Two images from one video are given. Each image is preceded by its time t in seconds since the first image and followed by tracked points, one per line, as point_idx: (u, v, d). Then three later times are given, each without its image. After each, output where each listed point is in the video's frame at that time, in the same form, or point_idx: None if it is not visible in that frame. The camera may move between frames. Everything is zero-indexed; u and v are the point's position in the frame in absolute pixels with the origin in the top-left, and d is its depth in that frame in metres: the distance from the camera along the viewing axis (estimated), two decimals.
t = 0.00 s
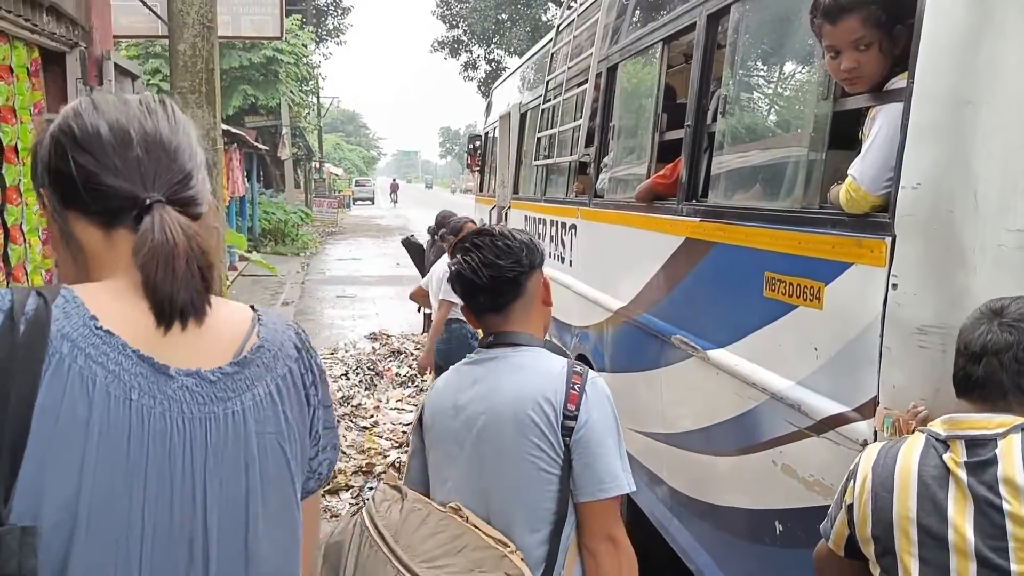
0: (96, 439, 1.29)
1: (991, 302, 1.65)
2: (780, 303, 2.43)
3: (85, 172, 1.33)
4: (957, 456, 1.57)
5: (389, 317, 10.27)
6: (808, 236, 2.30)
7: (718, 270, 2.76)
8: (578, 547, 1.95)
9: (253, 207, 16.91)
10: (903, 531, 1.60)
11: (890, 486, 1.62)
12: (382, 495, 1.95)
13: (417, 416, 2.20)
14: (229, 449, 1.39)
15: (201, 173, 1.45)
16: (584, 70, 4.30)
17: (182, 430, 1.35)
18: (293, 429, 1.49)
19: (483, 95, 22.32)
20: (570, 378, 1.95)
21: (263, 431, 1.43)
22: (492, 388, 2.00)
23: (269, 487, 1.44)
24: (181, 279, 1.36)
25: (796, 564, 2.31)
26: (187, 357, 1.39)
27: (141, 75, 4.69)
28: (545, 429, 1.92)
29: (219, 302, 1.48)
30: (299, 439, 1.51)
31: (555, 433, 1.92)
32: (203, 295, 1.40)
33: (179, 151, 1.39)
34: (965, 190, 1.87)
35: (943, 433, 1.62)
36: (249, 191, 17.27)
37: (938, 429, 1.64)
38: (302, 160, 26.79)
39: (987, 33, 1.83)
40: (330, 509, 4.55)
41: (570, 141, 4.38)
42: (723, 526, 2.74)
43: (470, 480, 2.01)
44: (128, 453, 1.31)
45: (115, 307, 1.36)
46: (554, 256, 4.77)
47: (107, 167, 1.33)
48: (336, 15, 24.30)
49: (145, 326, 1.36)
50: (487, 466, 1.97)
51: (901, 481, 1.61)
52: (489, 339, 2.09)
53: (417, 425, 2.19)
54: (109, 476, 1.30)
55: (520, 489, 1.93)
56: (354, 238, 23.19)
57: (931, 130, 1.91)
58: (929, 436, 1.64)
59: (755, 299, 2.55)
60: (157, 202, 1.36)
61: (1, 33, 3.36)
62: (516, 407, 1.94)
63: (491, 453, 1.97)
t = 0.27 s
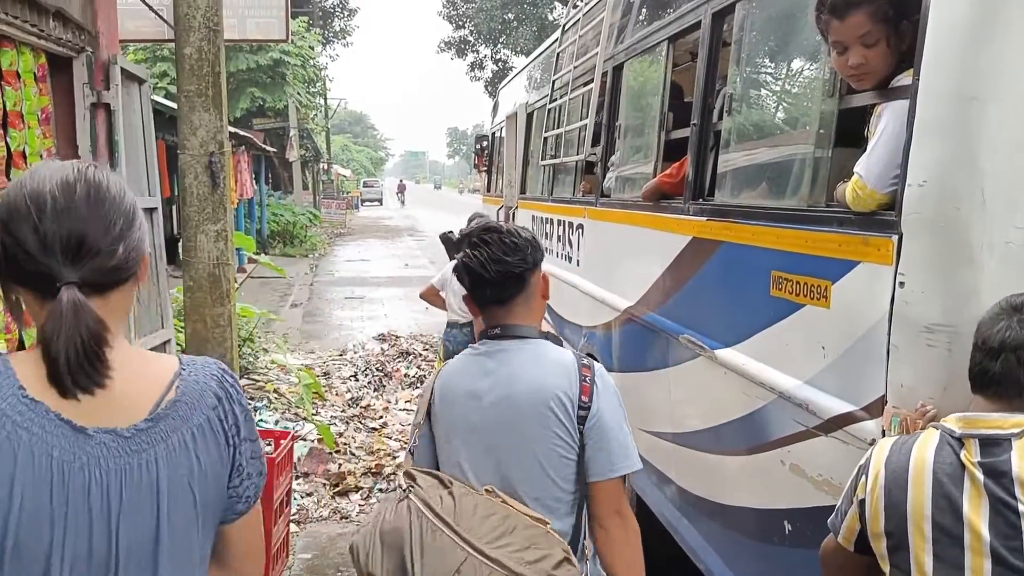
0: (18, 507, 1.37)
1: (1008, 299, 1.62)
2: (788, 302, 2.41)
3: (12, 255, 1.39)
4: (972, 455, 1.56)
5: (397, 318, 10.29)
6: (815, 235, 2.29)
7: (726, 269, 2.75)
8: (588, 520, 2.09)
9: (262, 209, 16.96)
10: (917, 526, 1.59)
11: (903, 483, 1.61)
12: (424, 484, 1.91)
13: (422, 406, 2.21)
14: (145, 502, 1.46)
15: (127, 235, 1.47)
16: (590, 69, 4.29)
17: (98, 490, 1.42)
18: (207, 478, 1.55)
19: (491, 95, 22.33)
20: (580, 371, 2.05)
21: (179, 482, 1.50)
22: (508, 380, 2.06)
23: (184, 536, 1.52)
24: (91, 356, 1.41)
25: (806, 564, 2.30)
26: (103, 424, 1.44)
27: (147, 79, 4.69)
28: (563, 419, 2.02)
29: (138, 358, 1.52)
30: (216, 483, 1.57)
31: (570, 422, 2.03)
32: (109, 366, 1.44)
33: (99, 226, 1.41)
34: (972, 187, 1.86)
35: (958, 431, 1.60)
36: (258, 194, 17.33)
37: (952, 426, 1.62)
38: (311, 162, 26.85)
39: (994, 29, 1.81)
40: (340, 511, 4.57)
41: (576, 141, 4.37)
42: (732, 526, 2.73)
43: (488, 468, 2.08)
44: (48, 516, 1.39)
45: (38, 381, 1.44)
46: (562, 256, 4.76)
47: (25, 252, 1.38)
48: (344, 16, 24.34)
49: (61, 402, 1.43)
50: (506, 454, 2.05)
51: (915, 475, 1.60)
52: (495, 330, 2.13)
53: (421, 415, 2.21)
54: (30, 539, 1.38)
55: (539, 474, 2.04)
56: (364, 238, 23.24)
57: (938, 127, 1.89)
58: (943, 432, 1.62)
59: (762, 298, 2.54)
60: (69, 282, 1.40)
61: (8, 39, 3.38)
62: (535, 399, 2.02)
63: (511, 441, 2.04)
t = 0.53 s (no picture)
0: (39, 433, 1.68)
1: None
2: (801, 302, 2.40)
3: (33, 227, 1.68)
4: (995, 459, 1.54)
5: (409, 318, 10.30)
6: (829, 236, 2.27)
7: (738, 269, 2.74)
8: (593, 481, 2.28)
9: (275, 208, 17.03)
10: (939, 528, 1.57)
11: (924, 485, 1.59)
12: (470, 460, 2.06)
13: (437, 389, 2.27)
14: (142, 436, 1.74)
15: (130, 212, 1.74)
16: (602, 69, 4.28)
17: (103, 422, 1.71)
18: (199, 422, 1.80)
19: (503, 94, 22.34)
20: (587, 349, 2.22)
21: (172, 422, 1.76)
22: (527, 358, 2.19)
23: (177, 470, 1.77)
24: (95, 312, 1.69)
25: (819, 565, 2.29)
26: (104, 366, 1.73)
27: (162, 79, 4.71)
28: (580, 392, 2.18)
29: (138, 319, 1.80)
30: (206, 428, 1.82)
31: (583, 396, 2.19)
32: (109, 320, 1.73)
33: (104, 204, 1.69)
34: (988, 187, 1.84)
35: (981, 433, 1.58)
36: (270, 193, 17.39)
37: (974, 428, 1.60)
38: (324, 161, 26.94)
39: (1012, 26, 1.80)
40: (352, 509, 4.58)
41: (589, 140, 4.36)
42: (745, 527, 2.72)
43: (510, 442, 2.19)
44: (62, 443, 1.69)
45: (53, 332, 1.74)
46: (574, 256, 4.76)
47: (45, 225, 1.67)
48: (356, 16, 24.40)
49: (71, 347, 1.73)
50: (529, 427, 2.18)
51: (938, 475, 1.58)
52: (501, 312, 2.25)
53: (437, 398, 2.27)
54: (48, 461, 1.68)
55: (558, 444, 2.18)
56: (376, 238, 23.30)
57: (955, 124, 1.88)
58: (965, 434, 1.60)
59: (775, 299, 2.53)
60: (79, 251, 1.68)
61: (24, 39, 3.41)
62: (553, 374, 2.17)
63: (536, 414, 2.18)
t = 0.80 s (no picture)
0: (92, 414, 1.89)
1: None
2: (811, 298, 2.39)
3: (96, 234, 1.93)
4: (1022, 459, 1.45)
5: (418, 314, 10.32)
6: (839, 232, 2.26)
7: (748, 265, 2.72)
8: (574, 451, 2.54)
9: (283, 206, 17.06)
10: (963, 527, 1.47)
11: (947, 482, 1.49)
12: (463, 455, 2.24)
13: (423, 391, 2.42)
14: (183, 420, 1.95)
15: (177, 224, 2.00)
16: (610, 64, 4.26)
17: (148, 406, 1.93)
18: (228, 409, 2.02)
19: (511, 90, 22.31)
20: (558, 337, 2.46)
21: (207, 408, 1.97)
22: (510, 350, 2.39)
23: (209, 451, 2.00)
24: (150, 308, 1.93)
25: (831, 563, 2.28)
26: (154, 357, 1.95)
27: (170, 76, 4.70)
28: (560, 376, 2.42)
29: (178, 317, 2.02)
30: (234, 414, 2.04)
31: (561, 377, 2.43)
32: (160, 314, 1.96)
33: (157, 219, 1.95)
34: (1000, 182, 1.82)
35: (1004, 430, 1.51)
36: (279, 190, 17.44)
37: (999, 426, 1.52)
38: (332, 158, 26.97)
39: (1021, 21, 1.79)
40: (361, 507, 4.59)
41: (597, 137, 4.35)
42: (755, 525, 2.71)
43: (501, 430, 2.39)
44: (113, 424, 1.90)
45: (112, 325, 1.95)
46: (582, 253, 4.75)
47: (106, 234, 1.92)
48: (363, 12, 24.41)
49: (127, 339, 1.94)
50: (519, 414, 2.38)
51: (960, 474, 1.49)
52: (473, 313, 2.44)
53: (425, 399, 2.41)
54: (101, 440, 1.90)
55: (545, 422, 2.39)
56: (384, 235, 23.33)
57: (965, 121, 1.87)
58: (988, 432, 1.51)
59: (785, 295, 2.52)
60: (136, 254, 1.92)
61: (32, 38, 3.42)
62: (536, 363, 2.38)
63: (524, 401, 2.38)
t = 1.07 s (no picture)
0: (137, 356, 2.11)
1: None
2: (825, 296, 2.38)
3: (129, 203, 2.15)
4: None
5: (430, 310, 10.35)
6: (855, 230, 2.25)
7: (761, 262, 2.72)
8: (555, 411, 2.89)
9: (295, 202, 17.11)
10: (991, 527, 1.42)
11: (975, 482, 1.45)
12: (447, 418, 2.50)
13: (414, 361, 2.69)
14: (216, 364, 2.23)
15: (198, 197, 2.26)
16: (623, 61, 4.26)
17: (183, 351, 2.18)
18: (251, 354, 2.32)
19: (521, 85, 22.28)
20: (536, 308, 2.77)
21: (236, 353, 2.27)
22: (494, 321, 2.68)
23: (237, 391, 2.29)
24: (186, 266, 2.19)
25: (846, 561, 2.28)
26: (189, 307, 2.22)
27: (184, 73, 4.70)
28: (540, 344, 2.73)
29: (203, 279, 2.29)
30: (254, 359, 2.34)
31: (541, 345, 2.74)
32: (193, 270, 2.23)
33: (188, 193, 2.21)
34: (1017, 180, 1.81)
35: None
36: (290, 186, 17.50)
37: None
38: (342, 154, 27.01)
39: None
40: (374, 502, 4.61)
41: (609, 133, 4.35)
42: (769, 522, 2.71)
43: (486, 393, 2.67)
44: (154, 366, 2.14)
45: (150, 279, 2.19)
46: (594, 249, 4.76)
47: (140, 204, 2.15)
48: (374, 8, 24.44)
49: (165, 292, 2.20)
50: (503, 378, 2.68)
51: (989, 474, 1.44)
52: (459, 290, 2.71)
53: (417, 368, 2.69)
54: (144, 381, 2.12)
55: (529, 383, 2.70)
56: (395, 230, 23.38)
57: (982, 119, 1.86)
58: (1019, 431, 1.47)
59: (799, 292, 2.51)
60: (169, 218, 2.17)
61: (49, 36, 3.44)
62: (517, 333, 2.68)
63: (507, 367, 2.67)
